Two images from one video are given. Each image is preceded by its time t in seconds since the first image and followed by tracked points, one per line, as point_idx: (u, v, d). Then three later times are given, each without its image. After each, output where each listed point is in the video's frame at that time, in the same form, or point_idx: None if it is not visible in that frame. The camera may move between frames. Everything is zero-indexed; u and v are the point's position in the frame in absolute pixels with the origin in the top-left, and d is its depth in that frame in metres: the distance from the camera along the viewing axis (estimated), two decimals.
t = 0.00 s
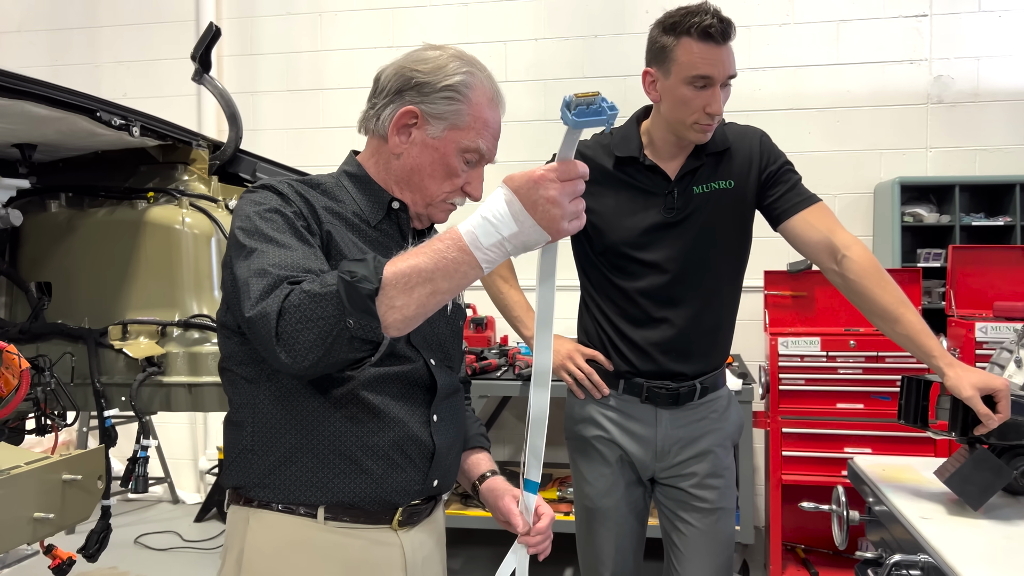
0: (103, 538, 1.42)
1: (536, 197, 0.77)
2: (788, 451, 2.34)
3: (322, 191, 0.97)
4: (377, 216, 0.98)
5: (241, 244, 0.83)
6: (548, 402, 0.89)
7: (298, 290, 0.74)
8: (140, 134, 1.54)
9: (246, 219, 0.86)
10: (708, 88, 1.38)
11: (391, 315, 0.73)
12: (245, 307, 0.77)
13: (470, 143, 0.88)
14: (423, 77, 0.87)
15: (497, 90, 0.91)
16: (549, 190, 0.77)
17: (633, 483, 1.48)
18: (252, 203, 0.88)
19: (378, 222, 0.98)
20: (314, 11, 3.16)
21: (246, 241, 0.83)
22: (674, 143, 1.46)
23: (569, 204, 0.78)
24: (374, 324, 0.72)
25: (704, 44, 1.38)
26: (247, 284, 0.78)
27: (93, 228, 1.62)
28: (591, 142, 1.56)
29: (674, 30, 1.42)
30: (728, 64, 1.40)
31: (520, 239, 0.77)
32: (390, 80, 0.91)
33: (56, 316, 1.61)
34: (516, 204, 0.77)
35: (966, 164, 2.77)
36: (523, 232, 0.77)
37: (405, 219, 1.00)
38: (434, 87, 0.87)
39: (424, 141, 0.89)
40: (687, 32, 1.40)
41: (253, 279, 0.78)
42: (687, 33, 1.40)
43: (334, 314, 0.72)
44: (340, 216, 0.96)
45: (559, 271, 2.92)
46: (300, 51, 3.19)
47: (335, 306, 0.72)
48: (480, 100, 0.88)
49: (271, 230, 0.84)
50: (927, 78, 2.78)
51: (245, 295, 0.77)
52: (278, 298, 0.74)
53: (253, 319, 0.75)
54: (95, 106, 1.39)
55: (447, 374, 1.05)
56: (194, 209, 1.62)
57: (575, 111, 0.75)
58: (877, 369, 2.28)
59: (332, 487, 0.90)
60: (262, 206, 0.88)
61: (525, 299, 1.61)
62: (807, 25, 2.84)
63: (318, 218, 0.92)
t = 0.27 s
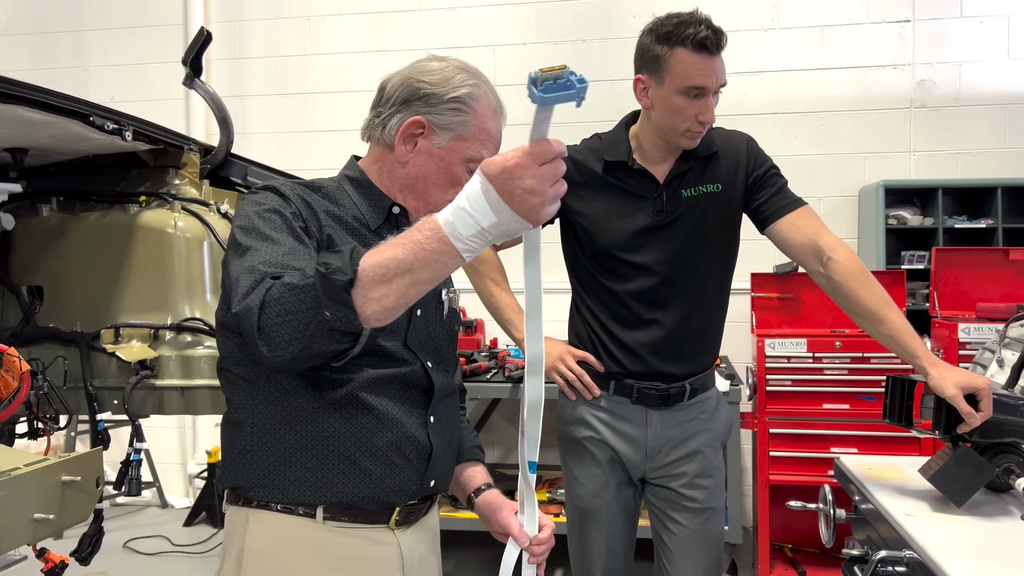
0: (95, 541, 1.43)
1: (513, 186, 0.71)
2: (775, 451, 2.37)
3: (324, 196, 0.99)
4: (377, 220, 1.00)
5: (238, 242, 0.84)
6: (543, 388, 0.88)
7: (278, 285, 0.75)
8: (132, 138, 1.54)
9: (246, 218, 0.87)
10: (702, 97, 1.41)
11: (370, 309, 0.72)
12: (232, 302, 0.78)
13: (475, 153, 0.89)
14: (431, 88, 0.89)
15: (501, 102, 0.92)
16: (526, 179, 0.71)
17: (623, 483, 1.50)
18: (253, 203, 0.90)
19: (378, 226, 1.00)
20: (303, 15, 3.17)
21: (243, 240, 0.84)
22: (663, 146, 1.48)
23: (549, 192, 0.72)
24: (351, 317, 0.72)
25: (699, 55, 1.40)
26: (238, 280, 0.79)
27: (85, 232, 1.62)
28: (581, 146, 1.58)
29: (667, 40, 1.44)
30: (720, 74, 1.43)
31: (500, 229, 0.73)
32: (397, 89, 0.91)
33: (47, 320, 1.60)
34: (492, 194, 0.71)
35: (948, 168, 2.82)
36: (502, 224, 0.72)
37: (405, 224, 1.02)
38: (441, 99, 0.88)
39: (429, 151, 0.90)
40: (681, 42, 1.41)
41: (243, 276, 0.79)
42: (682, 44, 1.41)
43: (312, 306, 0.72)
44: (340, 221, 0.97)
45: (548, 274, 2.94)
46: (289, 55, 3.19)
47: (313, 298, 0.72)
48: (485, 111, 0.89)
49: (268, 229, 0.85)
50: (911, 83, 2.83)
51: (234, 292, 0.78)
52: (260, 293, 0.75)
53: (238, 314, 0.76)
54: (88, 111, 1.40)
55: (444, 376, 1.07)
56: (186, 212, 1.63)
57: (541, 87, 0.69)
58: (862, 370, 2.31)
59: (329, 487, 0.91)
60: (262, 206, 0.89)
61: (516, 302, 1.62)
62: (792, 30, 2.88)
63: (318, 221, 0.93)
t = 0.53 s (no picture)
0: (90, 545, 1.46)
1: (480, 203, 0.66)
2: (765, 452, 2.39)
3: (325, 201, 1.00)
4: (378, 224, 1.01)
5: (231, 245, 0.85)
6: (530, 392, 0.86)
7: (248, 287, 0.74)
8: (126, 142, 1.55)
9: (242, 221, 0.88)
10: (697, 99, 1.44)
11: (334, 316, 0.70)
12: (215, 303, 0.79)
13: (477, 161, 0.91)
14: (435, 96, 0.90)
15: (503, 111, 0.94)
16: (492, 198, 0.66)
17: (615, 484, 1.51)
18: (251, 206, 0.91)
19: (378, 231, 1.00)
20: (293, 19, 3.18)
21: (235, 242, 0.85)
22: (654, 151, 1.51)
23: (518, 211, 0.67)
24: (315, 323, 0.70)
25: (694, 58, 1.44)
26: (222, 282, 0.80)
27: (77, 236, 1.62)
28: (573, 150, 1.59)
29: (662, 45, 1.47)
30: (715, 78, 1.46)
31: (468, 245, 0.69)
32: (401, 96, 0.92)
33: (40, 324, 1.61)
34: (460, 210, 0.67)
35: (934, 171, 2.87)
36: (469, 241, 0.68)
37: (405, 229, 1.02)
38: (446, 107, 0.89)
39: (433, 157, 0.91)
40: (676, 46, 1.45)
41: (226, 278, 0.79)
42: (677, 48, 1.45)
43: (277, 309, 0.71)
44: (339, 225, 0.99)
45: (539, 276, 2.96)
46: (279, 59, 3.20)
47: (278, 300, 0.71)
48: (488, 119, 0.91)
49: (260, 232, 0.86)
50: (897, 88, 2.87)
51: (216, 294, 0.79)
52: (233, 294, 0.75)
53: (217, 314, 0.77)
54: (82, 115, 1.41)
55: (441, 378, 1.09)
56: (179, 216, 1.63)
57: (499, 108, 0.62)
58: (850, 371, 2.34)
59: (328, 487, 0.92)
60: (259, 211, 0.90)
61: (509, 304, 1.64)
62: (780, 35, 2.91)
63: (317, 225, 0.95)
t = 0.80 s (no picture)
0: (82, 549, 1.49)
1: (455, 226, 0.66)
2: (754, 454, 2.42)
3: (321, 207, 1.01)
4: (374, 229, 1.02)
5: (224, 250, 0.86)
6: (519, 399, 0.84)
7: (232, 295, 0.75)
8: (118, 147, 1.55)
9: (235, 226, 0.89)
10: (694, 110, 1.45)
11: (313, 331, 0.71)
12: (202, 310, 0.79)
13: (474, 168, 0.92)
14: (433, 104, 0.90)
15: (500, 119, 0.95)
16: (468, 222, 0.66)
17: (607, 486, 1.53)
18: (246, 211, 0.92)
19: (374, 236, 1.02)
20: (285, 23, 3.18)
21: (228, 248, 0.86)
22: (645, 156, 1.52)
23: (495, 236, 0.67)
24: (293, 337, 0.71)
25: (693, 69, 1.44)
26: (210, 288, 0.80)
27: (69, 240, 1.62)
28: (564, 155, 1.61)
29: (661, 55, 1.47)
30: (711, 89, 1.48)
31: (444, 267, 0.69)
32: (399, 102, 0.93)
33: (32, 328, 1.61)
34: (438, 232, 0.68)
35: (921, 174, 2.90)
36: (447, 262, 0.68)
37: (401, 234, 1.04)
38: (444, 114, 0.90)
39: (430, 164, 0.92)
40: (676, 57, 1.45)
41: (213, 284, 0.80)
42: (677, 58, 1.45)
43: (257, 319, 0.72)
44: (335, 230, 1.00)
45: (530, 280, 2.97)
46: (270, 63, 3.20)
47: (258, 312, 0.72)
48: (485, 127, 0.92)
49: (253, 239, 0.87)
50: (883, 92, 2.91)
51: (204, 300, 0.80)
52: (216, 302, 0.75)
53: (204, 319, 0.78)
54: (75, 120, 1.41)
55: (436, 382, 1.10)
56: (171, 220, 1.63)
57: (467, 132, 0.60)
58: (839, 373, 2.37)
59: (324, 490, 0.93)
60: (253, 216, 0.91)
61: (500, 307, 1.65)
62: (768, 39, 2.94)
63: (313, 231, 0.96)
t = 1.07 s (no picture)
0: (75, 552, 1.49)
1: (457, 256, 0.67)
2: (747, 455, 2.43)
3: (318, 212, 1.01)
4: (370, 233, 1.03)
5: (219, 258, 0.85)
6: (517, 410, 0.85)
7: (227, 311, 0.74)
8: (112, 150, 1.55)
9: (231, 233, 0.88)
10: (690, 114, 1.47)
11: (306, 357, 0.71)
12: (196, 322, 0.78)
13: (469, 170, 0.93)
14: (427, 105, 0.91)
15: (494, 119, 0.96)
16: (470, 252, 0.66)
17: (600, 488, 1.54)
18: (243, 217, 0.91)
19: (370, 240, 1.03)
20: (278, 25, 3.18)
21: (223, 255, 0.85)
22: (639, 159, 1.53)
23: (496, 269, 0.66)
24: (287, 361, 0.70)
25: (689, 74, 1.46)
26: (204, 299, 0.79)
27: (63, 243, 1.62)
28: (557, 158, 1.62)
29: (657, 59, 1.48)
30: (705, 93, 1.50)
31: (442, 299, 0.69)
32: (393, 105, 0.94)
33: (25, 331, 1.61)
34: (440, 262, 0.68)
35: (912, 177, 2.93)
36: (446, 294, 0.68)
37: (397, 237, 1.04)
38: (438, 116, 0.91)
39: (425, 166, 0.93)
40: (673, 61, 1.46)
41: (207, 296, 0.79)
42: (673, 63, 1.46)
43: (251, 340, 0.71)
44: (332, 235, 1.00)
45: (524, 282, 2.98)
46: (264, 65, 3.20)
47: (253, 333, 0.71)
48: (480, 128, 0.93)
49: (249, 246, 0.86)
50: (875, 95, 2.93)
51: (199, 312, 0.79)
52: (211, 317, 0.74)
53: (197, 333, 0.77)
54: (69, 123, 1.41)
55: (432, 385, 1.11)
56: (165, 223, 1.63)
57: (466, 161, 0.61)
58: (831, 374, 2.38)
59: (321, 493, 0.94)
60: (250, 222, 0.90)
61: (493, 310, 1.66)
62: (760, 43, 2.96)
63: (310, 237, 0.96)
